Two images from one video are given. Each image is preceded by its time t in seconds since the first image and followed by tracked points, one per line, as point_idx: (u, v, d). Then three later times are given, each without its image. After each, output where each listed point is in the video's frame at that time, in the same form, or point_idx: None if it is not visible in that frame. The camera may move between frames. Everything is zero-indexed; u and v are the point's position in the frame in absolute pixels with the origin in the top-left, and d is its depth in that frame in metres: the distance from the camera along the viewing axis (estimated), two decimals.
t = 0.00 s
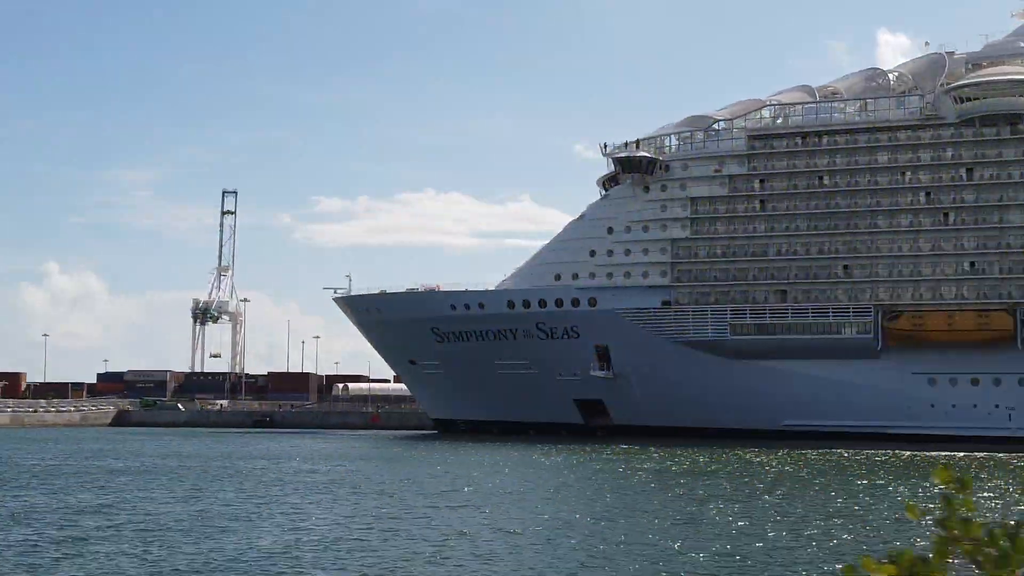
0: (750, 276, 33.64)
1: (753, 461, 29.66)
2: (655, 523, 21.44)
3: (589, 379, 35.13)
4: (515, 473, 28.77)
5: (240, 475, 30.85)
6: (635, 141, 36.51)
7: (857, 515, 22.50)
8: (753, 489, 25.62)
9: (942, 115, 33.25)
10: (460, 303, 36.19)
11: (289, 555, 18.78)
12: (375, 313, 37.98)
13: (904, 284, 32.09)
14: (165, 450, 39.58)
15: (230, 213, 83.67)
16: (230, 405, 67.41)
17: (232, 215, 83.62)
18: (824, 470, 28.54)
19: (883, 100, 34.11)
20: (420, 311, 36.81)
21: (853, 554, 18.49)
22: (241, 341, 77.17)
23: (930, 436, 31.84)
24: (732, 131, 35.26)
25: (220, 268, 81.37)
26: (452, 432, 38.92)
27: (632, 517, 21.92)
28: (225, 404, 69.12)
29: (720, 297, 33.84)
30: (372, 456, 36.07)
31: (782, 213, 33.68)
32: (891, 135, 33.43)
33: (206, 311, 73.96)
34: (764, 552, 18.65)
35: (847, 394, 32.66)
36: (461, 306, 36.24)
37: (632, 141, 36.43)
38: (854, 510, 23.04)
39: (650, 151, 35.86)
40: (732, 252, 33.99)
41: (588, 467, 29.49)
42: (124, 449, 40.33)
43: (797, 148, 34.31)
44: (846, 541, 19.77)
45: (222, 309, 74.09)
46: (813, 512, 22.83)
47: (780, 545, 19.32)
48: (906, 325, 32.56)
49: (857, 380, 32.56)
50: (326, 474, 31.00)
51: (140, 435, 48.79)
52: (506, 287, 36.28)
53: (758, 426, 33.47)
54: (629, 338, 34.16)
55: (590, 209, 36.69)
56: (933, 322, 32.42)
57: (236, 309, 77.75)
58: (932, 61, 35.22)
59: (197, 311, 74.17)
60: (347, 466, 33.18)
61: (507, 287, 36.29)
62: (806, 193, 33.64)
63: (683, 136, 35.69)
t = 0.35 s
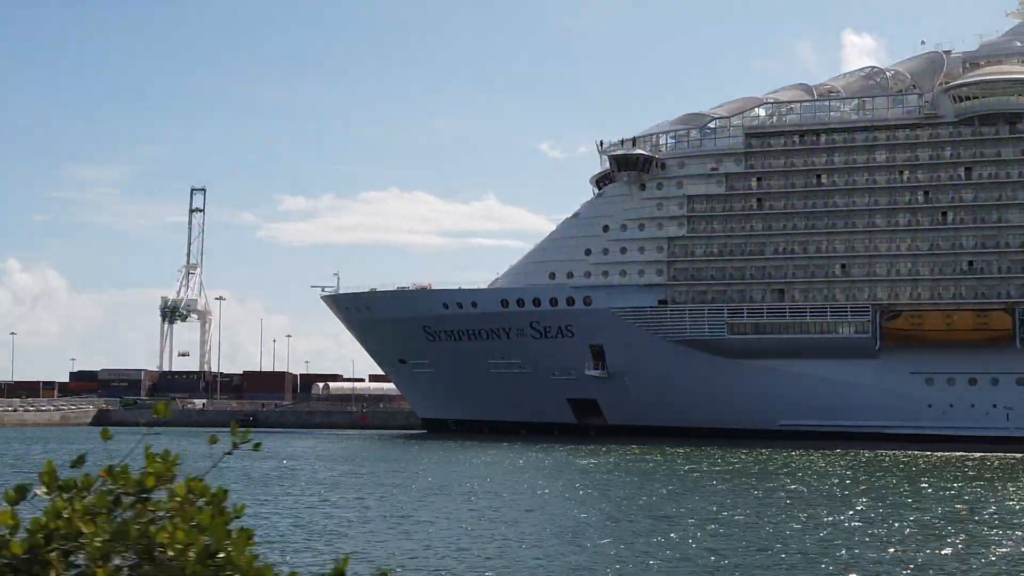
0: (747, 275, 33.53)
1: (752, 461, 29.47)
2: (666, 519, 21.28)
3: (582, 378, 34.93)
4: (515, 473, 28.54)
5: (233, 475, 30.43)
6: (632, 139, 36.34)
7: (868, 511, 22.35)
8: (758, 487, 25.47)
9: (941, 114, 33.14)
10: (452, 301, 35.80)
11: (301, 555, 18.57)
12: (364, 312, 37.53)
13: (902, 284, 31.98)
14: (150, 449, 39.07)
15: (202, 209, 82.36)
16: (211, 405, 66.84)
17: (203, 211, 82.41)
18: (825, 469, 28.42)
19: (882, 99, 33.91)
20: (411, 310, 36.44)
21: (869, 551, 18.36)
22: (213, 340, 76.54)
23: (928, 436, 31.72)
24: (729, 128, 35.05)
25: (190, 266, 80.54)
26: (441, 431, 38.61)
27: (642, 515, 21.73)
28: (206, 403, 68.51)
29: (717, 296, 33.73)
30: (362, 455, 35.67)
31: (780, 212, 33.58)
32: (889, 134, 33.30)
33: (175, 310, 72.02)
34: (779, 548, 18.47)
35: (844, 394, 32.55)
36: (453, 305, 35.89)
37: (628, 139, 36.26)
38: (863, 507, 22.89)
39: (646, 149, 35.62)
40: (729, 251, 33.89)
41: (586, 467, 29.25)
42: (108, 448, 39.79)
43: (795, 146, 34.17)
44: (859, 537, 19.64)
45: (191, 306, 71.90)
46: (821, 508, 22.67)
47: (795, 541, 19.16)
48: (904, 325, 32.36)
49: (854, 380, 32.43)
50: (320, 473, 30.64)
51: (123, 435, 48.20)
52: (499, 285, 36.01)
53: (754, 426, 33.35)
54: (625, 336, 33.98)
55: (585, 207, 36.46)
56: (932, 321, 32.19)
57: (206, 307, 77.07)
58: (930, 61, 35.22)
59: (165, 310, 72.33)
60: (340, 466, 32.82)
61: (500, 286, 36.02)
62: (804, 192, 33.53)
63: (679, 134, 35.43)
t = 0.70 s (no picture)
0: (736, 274, 33.39)
1: (742, 463, 29.32)
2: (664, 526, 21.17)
3: (568, 378, 34.63)
4: (505, 476, 28.36)
5: (217, 477, 30.04)
6: (620, 137, 36.20)
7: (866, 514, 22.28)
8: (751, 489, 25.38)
9: (931, 114, 33.21)
10: (437, 300, 35.54)
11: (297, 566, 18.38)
12: (347, 310, 37.21)
13: (891, 283, 31.91)
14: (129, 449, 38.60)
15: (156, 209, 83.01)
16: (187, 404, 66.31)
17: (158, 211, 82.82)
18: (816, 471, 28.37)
19: (871, 98, 33.93)
20: (396, 307, 36.15)
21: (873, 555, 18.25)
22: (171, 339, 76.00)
23: (917, 435, 31.68)
24: (718, 127, 35.01)
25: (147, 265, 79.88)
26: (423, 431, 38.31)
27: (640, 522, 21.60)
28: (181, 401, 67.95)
29: (706, 295, 33.61)
30: (345, 455, 35.27)
31: (769, 212, 33.47)
32: (879, 133, 33.33)
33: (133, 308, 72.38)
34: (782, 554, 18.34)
35: (832, 394, 32.49)
36: (438, 303, 35.59)
37: (616, 137, 36.13)
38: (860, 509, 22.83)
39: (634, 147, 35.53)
40: (717, 250, 33.77)
41: (576, 468, 29.03)
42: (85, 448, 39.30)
43: (784, 145, 34.15)
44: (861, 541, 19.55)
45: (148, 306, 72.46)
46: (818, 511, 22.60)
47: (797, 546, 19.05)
48: (894, 323, 32.76)
49: (843, 380, 32.41)
50: (305, 474, 30.27)
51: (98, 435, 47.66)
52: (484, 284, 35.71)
53: (743, 426, 33.19)
54: (612, 335, 33.76)
55: (570, 204, 36.20)
56: (921, 320, 32.58)
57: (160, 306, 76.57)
58: (919, 61, 35.29)
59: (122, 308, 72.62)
60: (325, 466, 32.45)
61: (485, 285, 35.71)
62: (793, 191, 33.46)
63: (666, 133, 35.35)
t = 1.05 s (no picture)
0: (704, 274, 33.07)
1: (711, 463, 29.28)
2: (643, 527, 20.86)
3: (532, 377, 34.65)
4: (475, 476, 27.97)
5: (181, 481, 29.53)
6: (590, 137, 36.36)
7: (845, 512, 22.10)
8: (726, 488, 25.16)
9: (898, 114, 33.57)
10: (401, 298, 35.34)
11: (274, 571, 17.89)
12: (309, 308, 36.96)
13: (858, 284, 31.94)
14: (83, 451, 37.84)
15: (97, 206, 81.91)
16: (136, 404, 65.47)
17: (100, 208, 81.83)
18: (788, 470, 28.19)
19: (839, 99, 34.40)
20: (359, 306, 35.93)
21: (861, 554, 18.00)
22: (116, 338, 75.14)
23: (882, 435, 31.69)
24: (687, 126, 35.28)
25: (90, 263, 78.89)
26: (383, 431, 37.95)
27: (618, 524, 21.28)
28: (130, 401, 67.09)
29: (674, 295, 33.32)
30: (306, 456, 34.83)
31: (736, 211, 33.33)
32: (846, 134, 33.49)
33: (71, 307, 72.02)
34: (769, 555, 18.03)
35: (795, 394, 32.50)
36: (402, 302, 35.34)
37: (585, 137, 36.29)
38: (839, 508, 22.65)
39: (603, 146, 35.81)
40: (686, 250, 33.51)
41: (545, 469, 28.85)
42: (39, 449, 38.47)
43: (752, 145, 34.11)
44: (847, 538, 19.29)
45: (87, 304, 72.08)
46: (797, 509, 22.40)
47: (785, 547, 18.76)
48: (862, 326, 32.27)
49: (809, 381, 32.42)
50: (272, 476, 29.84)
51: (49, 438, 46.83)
52: (448, 283, 35.50)
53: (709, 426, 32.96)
54: (578, 334, 33.83)
55: (536, 204, 36.06)
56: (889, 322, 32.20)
57: (103, 305, 75.63)
58: (888, 62, 35.83)
59: (60, 308, 72.21)
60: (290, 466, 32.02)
61: (449, 284, 35.50)
62: (761, 191, 33.37)
63: (634, 133, 35.67)
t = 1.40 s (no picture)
0: (663, 271, 33.23)
1: (677, 460, 29.26)
2: (618, 527, 20.91)
3: (488, 375, 34.19)
4: (438, 472, 27.81)
5: (138, 477, 28.86)
6: (547, 133, 35.87)
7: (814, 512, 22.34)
8: (691, 487, 25.25)
9: (857, 115, 33.72)
10: (356, 295, 34.79)
11: (251, 571, 17.63)
12: (259, 305, 36.20)
13: (816, 283, 32.15)
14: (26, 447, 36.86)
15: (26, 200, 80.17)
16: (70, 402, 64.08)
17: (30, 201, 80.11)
18: (750, 466, 28.41)
19: (797, 98, 34.31)
20: (312, 303, 35.28)
21: (836, 559, 18.26)
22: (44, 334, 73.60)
23: (839, 433, 31.85)
24: (645, 125, 34.90)
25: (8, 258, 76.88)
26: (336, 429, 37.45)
27: (593, 523, 21.35)
28: (65, 398, 65.67)
29: (634, 294, 33.27)
30: (261, 453, 34.25)
31: (695, 210, 33.46)
32: (805, 134, 33.64)
33: None
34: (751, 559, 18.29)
35: (753, 393, 32.36)
36: (357, 298, 34.82)
37: (543, 134, 35.86)
38: (810, 507, 22.84)
39: (562, 143, 35.36)
40: (646, 249, 33.54)
41: (510, 467, 28.63)
42: None
43: (711, 144, 34.18)
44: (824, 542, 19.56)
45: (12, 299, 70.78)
46: (769, 510, 22.59)
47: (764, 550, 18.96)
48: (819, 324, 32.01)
49: (767, 380, 32.25)
50: (232, 473, 29.29)
51: None
52: (403, 280, 35.01)
53: (664, 424, 33.07)
54: (535, 332, 33.43)
55: (491, 200, 35.60)
56: (848, 320, 31.87)
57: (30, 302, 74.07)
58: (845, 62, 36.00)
59: None
60: (247, 463, 31.46)
61: (404, 281, 35.02)
62: (721, 189, 33.50)
63: (592, 130, 35.05)
